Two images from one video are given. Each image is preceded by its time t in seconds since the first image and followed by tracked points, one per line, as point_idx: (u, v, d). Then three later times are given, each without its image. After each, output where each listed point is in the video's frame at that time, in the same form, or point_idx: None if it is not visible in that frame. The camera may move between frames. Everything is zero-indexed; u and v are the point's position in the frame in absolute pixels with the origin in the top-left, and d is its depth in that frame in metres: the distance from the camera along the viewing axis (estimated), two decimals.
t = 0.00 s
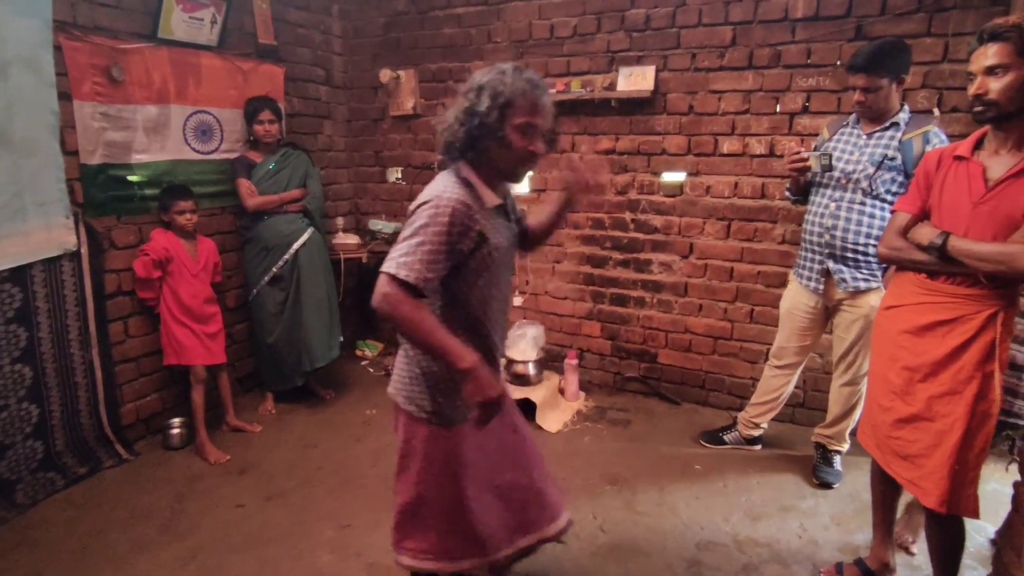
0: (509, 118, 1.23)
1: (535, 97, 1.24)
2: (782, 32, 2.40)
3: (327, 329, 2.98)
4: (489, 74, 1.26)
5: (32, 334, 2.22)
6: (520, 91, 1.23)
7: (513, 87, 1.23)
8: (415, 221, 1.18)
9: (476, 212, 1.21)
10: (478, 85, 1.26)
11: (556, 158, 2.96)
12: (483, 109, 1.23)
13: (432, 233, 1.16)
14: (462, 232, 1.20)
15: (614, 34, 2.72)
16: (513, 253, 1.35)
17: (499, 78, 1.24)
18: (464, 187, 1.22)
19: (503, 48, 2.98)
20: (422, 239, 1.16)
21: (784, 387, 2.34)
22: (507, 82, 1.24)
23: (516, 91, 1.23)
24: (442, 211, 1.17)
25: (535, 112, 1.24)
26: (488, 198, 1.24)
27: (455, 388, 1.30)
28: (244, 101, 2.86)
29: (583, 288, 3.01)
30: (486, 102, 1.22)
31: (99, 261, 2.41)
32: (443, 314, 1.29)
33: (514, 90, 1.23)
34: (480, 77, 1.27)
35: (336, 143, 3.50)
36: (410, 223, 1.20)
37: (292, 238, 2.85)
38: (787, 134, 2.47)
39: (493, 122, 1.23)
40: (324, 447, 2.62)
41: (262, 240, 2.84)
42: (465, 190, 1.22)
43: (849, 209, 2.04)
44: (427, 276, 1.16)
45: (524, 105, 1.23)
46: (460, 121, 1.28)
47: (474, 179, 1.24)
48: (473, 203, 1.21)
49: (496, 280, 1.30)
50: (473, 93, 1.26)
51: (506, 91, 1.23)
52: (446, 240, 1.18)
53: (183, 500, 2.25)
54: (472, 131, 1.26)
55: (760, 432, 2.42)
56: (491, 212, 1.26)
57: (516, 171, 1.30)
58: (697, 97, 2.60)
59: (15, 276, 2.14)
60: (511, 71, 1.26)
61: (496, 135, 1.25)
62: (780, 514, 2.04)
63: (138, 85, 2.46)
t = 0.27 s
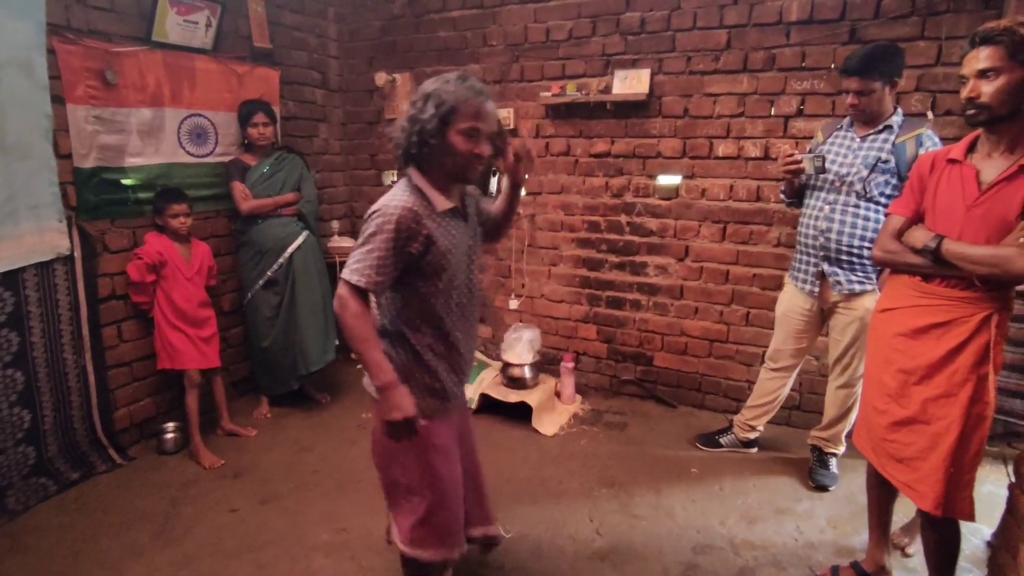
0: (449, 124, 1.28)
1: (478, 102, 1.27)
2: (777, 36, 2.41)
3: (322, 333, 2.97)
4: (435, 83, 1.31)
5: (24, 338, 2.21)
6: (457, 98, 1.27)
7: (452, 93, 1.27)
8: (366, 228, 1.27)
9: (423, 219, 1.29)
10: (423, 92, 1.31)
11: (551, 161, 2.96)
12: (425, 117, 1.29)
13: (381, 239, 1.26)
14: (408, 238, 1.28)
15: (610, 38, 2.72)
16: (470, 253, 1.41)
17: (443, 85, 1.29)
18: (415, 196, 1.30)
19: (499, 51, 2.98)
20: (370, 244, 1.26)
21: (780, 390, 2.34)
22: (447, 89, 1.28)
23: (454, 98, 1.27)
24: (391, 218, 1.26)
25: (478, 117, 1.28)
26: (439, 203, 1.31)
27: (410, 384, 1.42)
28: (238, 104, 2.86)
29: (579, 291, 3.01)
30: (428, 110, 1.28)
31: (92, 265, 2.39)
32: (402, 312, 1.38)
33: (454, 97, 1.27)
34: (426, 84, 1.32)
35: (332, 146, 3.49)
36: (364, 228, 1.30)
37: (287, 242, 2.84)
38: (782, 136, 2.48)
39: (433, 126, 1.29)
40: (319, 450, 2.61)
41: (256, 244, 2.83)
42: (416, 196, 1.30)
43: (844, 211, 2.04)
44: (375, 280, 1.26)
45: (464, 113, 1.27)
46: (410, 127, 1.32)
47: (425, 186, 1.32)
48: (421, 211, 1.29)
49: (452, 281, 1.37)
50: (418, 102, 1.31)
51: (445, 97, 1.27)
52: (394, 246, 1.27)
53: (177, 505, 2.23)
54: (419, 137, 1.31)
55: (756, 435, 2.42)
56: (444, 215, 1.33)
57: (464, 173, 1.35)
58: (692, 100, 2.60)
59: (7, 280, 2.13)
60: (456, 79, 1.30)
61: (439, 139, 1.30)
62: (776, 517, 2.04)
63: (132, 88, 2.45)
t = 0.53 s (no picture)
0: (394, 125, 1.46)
1: (414, 108, 1.46)
2: (776, 40, 2.40)
3: (320, 339, 2.95)
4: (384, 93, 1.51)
5: (20, 345, 2.19)
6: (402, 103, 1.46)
7: (400, 99, 1.46)
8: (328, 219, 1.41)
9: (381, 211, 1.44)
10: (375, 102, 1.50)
11: (550, 166, 2.95)
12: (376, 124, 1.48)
13: (339, 230, 1.40)
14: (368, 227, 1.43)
15: (609, 42, 2.71)
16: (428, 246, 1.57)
17: (393, 95, 1.49)
18: (374, 192, 1.46)
19: (498, 56, 2.97)
20: (332, 233, 1.40)
21: (781, 396, 2.32)
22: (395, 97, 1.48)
23: (399, 104, 1.46)
24: (349, 212, 1.41)
25: (420, 120, 1.46)
26: (394, 199, 1.47)
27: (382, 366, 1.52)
28: (237, 109, 2.85)
29: (578, 296, 3.00)
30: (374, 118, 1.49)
31: (89, 271, 2.38)
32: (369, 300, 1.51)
33: (398, 103, 1.46)
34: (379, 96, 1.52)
35: (331, 151, 3.48)
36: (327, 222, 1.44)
37: (285, 247, 2.83)
38: (782, 141, 2.47)
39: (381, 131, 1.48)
40: (317, 457, 2.60)
41: (254, 249, 2.82)
42: (373, 194, 1.45)
43: (844, 217, 2.03)
44: (338, 267, 1.40)
45: (405, 114, 1.45)
46: (364, 135, 1.52)
47: (382, 185, 1.48)
48: (379, 204, 1.44)
49: (412, 269, 1.51)
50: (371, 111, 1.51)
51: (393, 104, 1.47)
52: (354, 235, 1.41)
53: (174, 512, 2.22)
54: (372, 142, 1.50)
55: (757, 441, 2.41)
56: (399, 211, 1.48)
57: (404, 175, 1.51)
58: (691, 105, 2.59)
59: (3, 286, 2.11)
60: (398, 89, 1.51)
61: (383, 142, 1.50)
62: (778, 524, 2.02)
63: (130, 94, 2.44)
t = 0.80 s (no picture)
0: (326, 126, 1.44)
1: (342, 109, 1.43)
2: (783, 44, 2.38)
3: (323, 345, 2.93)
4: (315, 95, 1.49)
5: (22, 351, 2.18)
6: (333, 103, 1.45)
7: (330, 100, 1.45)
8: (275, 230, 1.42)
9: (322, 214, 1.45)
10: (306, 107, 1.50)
11: (554, 171, 2.93)
12: (309, 127, 1.48)
13: (283, 237, 1.41)
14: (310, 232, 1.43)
15: (613, 47, 2.70)
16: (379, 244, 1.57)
17: (322, 97, 1.47)
18: (313, 198, 1.47)
19: (502, 61, 2.96)
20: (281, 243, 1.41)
21: (788, 403, 2.29)
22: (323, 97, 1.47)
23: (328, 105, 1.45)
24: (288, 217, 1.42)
25: (355, 120, 1.43)
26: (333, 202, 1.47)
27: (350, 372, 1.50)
28: (240, 115, 2.85)
29: (583, 302, 2.97)
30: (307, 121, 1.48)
31: (91, 277, 2.38)
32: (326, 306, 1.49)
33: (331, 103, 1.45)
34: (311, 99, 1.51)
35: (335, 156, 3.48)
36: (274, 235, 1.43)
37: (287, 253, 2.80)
38: (788, 146, 2.44)
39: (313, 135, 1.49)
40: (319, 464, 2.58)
41: (257, 255, 2.80)
42: (313, 199, 1.46)
43: (852, 222, 2.01)
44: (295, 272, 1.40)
45: (336, 113, 1.43)
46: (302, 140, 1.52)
47: (322, 190, 1.48)
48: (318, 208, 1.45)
49: (364, 269, 1.52)
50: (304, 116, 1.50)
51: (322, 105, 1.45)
52: (302, 240, 1.42)
53: (174, 520, 2.20)
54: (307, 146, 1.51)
55: (764, 450, 2.37)
56: (341, 213, 1.49)
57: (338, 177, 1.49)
58: (697, 109, 2.57)
59: (5, 292, 2.11)
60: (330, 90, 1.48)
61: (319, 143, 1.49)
62: (786, 535, 1.99)
63: (134, 100, 2.44)
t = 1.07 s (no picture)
0: (310, 126, 1.42)
1: (333, 113, 1.43)
2: (796, 44, 2.34)
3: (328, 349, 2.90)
4: (288, 90, 1.46)
5: (28, 354, 2.17)
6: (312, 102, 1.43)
7: (306, 97, 1.43)
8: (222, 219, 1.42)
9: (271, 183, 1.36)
10: (280, 101, 1.45)
11: (563, 173, 2.90)
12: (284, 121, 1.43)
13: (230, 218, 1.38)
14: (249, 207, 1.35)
15: (623, 48, 2.67)
16: (343, 241, 1.54)
17: (299, 92, 1.44)
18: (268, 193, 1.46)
19: (510, 62, 2.93)
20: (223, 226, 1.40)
21: (801, 411, 2.24)
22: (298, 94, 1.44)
23: (302, 102, 1.42)
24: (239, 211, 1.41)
25: (335, 120, 1.44)
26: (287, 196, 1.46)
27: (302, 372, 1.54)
28: (247, 117, 2.84)
29: (591, 306, 2.94)
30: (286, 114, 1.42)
31: (98, 280, 2.37)
32: (280, 306, 1.52)
33: (315, 102, 1.43)
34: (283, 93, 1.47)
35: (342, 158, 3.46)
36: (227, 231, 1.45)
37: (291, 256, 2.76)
38: (800, 148, 2.40)
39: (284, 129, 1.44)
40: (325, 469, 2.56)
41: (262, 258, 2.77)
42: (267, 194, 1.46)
43: (866, 226, 1.96)
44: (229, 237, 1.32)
45: (326, 114, 1.42)
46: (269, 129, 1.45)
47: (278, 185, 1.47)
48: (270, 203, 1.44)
49: (323, 267, 1.50)
50: (275, 109, 1.45)
51: (301, 102, 1.42)
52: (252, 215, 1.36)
53: (179, 526, 2.18)
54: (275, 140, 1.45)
55: (776, 458, 2.33)
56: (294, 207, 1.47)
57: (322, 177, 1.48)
58: (707, 111, 2.54)
59: (12, 295, 2.10)
60: (313, 89, 1.46)
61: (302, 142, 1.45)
62: (799, 547, 1.94)
63: (141, 102, 2.43)
